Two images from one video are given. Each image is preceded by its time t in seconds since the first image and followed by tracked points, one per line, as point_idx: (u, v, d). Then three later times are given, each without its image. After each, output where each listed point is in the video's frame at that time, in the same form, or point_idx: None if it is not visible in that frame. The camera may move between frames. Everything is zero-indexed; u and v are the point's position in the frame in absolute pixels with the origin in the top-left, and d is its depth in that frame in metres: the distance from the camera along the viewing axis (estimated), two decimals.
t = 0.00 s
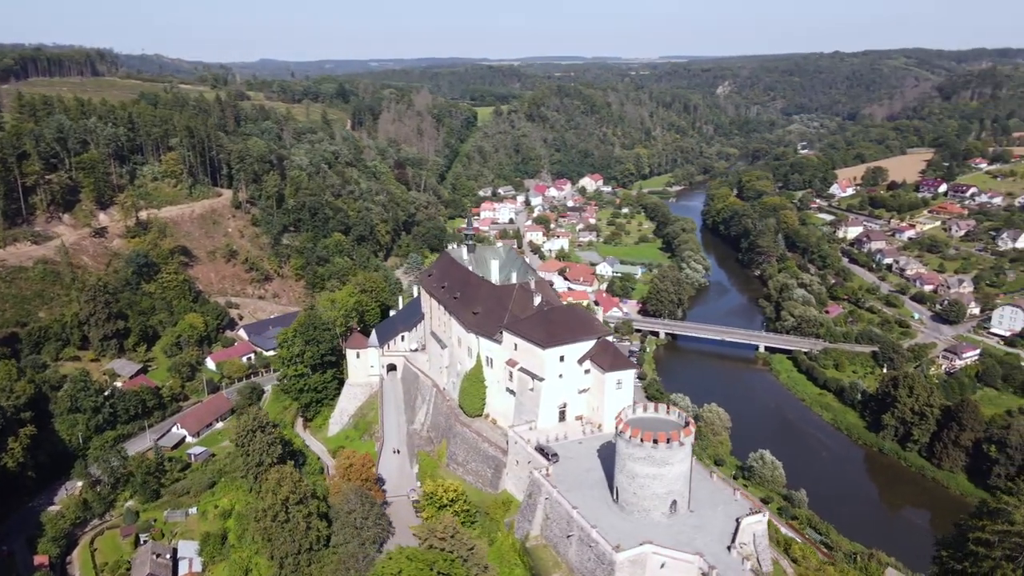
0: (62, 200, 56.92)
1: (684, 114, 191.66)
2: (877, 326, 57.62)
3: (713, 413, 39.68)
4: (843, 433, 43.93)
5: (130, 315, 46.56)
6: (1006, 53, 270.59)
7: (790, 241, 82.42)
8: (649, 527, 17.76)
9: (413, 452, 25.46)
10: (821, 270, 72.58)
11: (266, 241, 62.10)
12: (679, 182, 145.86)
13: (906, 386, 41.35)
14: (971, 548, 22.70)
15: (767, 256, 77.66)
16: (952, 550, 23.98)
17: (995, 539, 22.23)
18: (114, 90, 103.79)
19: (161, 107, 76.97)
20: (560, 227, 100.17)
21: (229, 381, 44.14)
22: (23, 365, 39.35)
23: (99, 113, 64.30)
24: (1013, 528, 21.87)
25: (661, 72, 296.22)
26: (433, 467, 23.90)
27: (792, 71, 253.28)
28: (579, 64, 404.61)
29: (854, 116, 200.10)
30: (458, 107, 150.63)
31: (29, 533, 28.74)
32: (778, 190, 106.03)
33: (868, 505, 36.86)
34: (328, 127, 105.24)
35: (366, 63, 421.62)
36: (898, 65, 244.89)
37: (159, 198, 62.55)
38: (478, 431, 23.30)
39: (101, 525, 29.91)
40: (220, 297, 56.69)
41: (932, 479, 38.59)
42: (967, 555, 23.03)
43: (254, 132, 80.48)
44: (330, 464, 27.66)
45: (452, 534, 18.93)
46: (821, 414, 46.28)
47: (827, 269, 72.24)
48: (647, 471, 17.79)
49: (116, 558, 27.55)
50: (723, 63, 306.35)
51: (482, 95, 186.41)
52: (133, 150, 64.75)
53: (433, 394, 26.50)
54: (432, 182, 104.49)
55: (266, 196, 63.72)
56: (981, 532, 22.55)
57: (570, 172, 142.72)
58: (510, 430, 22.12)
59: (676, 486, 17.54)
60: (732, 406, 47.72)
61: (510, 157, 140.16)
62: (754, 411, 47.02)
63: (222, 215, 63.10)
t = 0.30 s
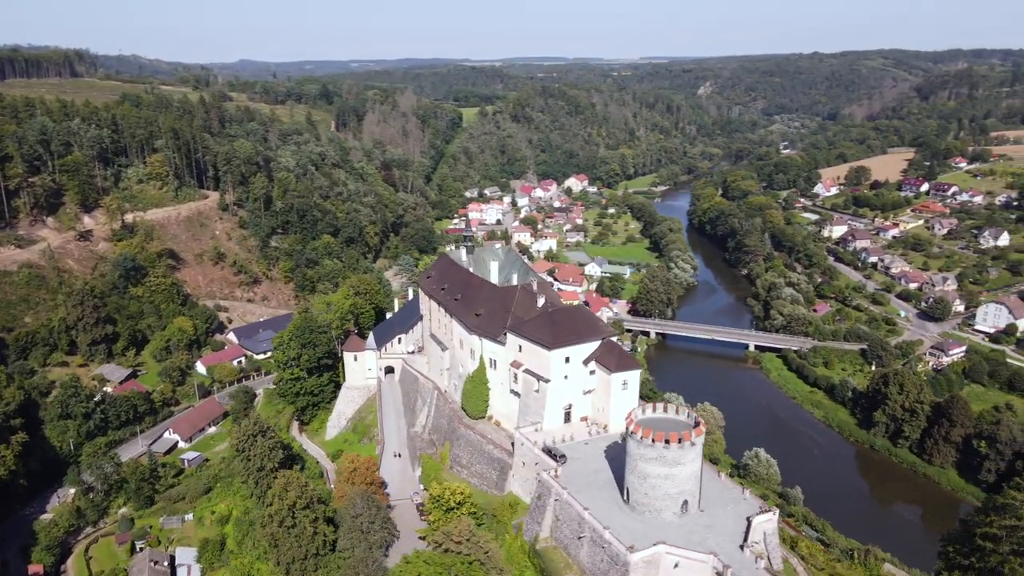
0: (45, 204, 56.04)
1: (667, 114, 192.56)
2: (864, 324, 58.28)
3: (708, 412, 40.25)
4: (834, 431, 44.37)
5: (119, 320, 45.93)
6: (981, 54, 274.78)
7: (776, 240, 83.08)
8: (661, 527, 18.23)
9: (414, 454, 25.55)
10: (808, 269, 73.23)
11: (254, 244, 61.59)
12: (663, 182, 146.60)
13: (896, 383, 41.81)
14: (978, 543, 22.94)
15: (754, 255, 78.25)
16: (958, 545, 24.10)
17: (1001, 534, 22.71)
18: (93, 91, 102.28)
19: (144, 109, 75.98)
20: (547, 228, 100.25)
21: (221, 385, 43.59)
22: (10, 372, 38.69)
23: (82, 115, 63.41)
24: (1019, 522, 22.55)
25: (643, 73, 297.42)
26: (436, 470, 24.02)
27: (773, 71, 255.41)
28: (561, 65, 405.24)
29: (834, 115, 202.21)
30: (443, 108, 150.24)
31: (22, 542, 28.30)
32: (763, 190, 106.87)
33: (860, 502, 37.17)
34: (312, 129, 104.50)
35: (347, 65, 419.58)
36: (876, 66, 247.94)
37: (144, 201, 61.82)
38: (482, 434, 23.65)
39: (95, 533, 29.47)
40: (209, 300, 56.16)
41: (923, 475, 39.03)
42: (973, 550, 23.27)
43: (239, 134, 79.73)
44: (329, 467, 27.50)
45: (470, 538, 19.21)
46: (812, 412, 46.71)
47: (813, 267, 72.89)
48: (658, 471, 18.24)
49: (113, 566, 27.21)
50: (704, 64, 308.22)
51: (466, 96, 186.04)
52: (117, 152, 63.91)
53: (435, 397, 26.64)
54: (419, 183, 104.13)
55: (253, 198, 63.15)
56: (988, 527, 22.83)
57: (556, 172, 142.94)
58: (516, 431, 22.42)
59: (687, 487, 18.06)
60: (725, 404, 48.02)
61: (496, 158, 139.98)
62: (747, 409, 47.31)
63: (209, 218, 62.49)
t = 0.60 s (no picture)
0: (28, 207, 55.13)
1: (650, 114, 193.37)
2: (852, 322, 58.85)
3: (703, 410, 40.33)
4: (825, 429, 44.74)
5: (107, 324, 45.29)
6: (956, 54, 278.84)
7: (762, 240, 83.73)
8: (672, 527, 18.50)
9: (415, 458, 25.66)
10: (794, 268, 73.86)
11: (242, 246, 61.05)
12: (648, 183, 147.28)
13: (887, 380, 42.22)
14: (985, 538, 22.72)
15: (741, 255, 78.82)
16: (963, 540, 23.94)
17: (1008, 529, 22.38)
18: (72, 92, 100.79)
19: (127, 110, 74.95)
20: (534, 229, 100.29)
21: (212, 390, 43.18)
22: None
23: (65, 117, 62.47)
24: None
25: (625, 73, 298.65)
26: (439, 473, 24.19)
27: (753, 71, 257.53)
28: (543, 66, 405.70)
29: (814, 116, 204.40)
30: (428, 109, 149.83)
31: (14, 552, 27.82)
32: (748, 189, 107.69)
33: (852, 499, 37.46)
34: (297, 130, 103.71)
35: (327, 65, 416.90)
36: (854, 66, 250.99)
37: (129, 204, 61.03)
38: (486, 436, 23.80)
39: (89, 541, 29.06)
40: (197, 304, 55.61)
41: (914, 472, 39.42)
42: (979, 545, 23.05)
43: (224, 135, 78.98)
44: (328, 471, 27.41)
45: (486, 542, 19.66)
46: (803, 410, 47.10)
47: (799, 267, 73.52)
48: (670, 471, 18.43)
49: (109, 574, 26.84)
50: (685, 64, 309.94)
51: (450, 97, 185.67)
52: (100, 154, 63.02)
53: (436, 399, 26.68)
54: (405, 184, 103.76)
55: (241, 200, 62.57)
56: (996, 523, 22.51)
57: (541, 173, 143.11)
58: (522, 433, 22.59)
59: (698, 486, 18.31)
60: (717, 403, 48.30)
61: (481, 159, 139.79)
62: (739, 408, 47.60)
63: (195, 220, 61.83)
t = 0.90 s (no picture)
0: (11, 210, 54.20)
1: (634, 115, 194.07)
2: (840, 320, 59.38)
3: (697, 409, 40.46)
4: (816, 426, 45.15)
5: (95, 330, 44.67)
6: (932, 55, 282.75)
7: (749, 239, 84.36)
8: (683, 527, 18.86)
9: (417, 462, 25.85)
10: (781, 267, 74.43)
11: (230, 249, 60.48)
12: (633, 183, 147.88)
13: (877, 378, 42.68)
14: (991, 534, 22.74)
15: (728, 254, 79.39)
16: (969, 536, 24.00)
17: (1017, 525, 22.41)
18: (52, 94, 99.17)
19: (109, 112, 73.90)
20: (521, 230, 100.30)
21: (203, 394, 42.76)
22: None
23: (47, 119, 61.49)
24: None
25: (608, 74, 299.66)
26: (443, 475, 24.36)
27: (734, 72, 259.29)
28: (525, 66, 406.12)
29: (795, 116, 206.40)
30: (412, 110, 149.30)
31: (7, 562, 27.38)
32: (733, 189, 108.45)
33: (845, 495, 37.80)
34: (282, 131, 102.91)
35: (308, 65, 414.20)
36: (834, 66, 253.82)
37: (114, 206, 60.19)
38: (490, 438, 24.09)
39: (83, 549, 28.64)
40: (185, 307, 55.05)
41: (906, 468, 39.88)
42: (985, 541, 23.09)
43: (209, 137, 78.22)
44: (326, 475, 27.33)
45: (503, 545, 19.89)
46: (794, 408, 47.48)
47: (786, 266, 74.12)
48: (681, 472, 18.85)
49: None
50: (667, 65, 311.56)
51: (435, 98, 185.14)
52: (84, 157, 62.09)
53: (437, 402, 26.85)
54: (392, 185, 103.33)
55: (228, 202, 61.96)
56: (1003, 518, 22.57)
57: (527, 173, 143.12)
58: (528, 434, 22.90)
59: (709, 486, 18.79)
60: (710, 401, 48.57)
61: (467, 159, 139.51)
62: (732, 406, 47.84)
63: (182, 223, 61.14)
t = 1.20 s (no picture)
0: None
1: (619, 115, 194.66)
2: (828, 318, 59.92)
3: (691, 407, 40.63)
4: (809, 424, 45.49)
5: (83, 334, 44.05)
6: (909, 56, 286.28)
7: (736, 238, 84.94)
8: (695, 527, 19.15)
9: (420, 465, 26.20)
10: (769, 265, 74.91)
11: (218, 251, 59.90)
12: (619, 183, 148.43)
13: (869, 375, 43.08)
14: (998, 529, 22.80)
15: (716, 253, 79.96)
16: (976, 531, 24.13)
17: None
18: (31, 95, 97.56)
19: (92, 113, 72.90)
20: (509, 230, 100.31)
21: (195, 398, 42.30)
22: None
23: (29, 121, 60.51)
24: None
25: (590, 74, 300.38)
26: (447, 477, 24.68)
27: (716, 72, 260.98)
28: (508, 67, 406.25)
29: (777, 116, 208.28)
30: (397, 111, 148.78)
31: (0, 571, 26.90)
32: (719, 189, 109.17)
33: (837, 491, 38.20)
34: (267, 132, 102.13)
35: (288, 66, 411.15)
36: (814, 67, 256.42)
37: (100, 209, 59.34)
38: (494, 440, 24.46)
39: (78, 557, 28.20)
40: (174, 310, 54.51)
41: (897, 464, 40.29)
42: (992, 536, 23.21)
43: (194, 138, 77.46)
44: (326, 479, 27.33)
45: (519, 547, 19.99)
46: (786, 405, 47.78)
47: (774, 264, 74.61)
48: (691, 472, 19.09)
49: None
50: (650, 65, 313.06)
51: (419, 99, 184.59)
52: (68, 159, 61.20)
53: (440, 404, 27.24)
54: (379, 186, 102.91)
55: (215, 204, 61.35)
56: (1010, 514, 22.58)
57: (513, 174, 143.09)
58: (533, 435, 23.20)
59: (720, 486, 19.10)
60: (703, 399, 48.81)
61: (453, 160, 139.24)
62: (725, 404, 48.15)
63: (168, 225, 60.47)
